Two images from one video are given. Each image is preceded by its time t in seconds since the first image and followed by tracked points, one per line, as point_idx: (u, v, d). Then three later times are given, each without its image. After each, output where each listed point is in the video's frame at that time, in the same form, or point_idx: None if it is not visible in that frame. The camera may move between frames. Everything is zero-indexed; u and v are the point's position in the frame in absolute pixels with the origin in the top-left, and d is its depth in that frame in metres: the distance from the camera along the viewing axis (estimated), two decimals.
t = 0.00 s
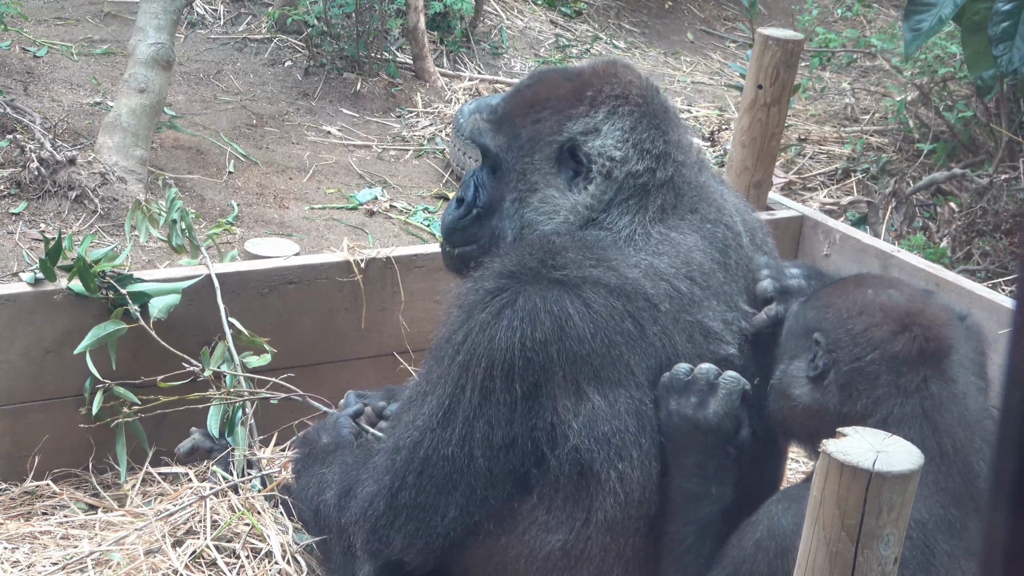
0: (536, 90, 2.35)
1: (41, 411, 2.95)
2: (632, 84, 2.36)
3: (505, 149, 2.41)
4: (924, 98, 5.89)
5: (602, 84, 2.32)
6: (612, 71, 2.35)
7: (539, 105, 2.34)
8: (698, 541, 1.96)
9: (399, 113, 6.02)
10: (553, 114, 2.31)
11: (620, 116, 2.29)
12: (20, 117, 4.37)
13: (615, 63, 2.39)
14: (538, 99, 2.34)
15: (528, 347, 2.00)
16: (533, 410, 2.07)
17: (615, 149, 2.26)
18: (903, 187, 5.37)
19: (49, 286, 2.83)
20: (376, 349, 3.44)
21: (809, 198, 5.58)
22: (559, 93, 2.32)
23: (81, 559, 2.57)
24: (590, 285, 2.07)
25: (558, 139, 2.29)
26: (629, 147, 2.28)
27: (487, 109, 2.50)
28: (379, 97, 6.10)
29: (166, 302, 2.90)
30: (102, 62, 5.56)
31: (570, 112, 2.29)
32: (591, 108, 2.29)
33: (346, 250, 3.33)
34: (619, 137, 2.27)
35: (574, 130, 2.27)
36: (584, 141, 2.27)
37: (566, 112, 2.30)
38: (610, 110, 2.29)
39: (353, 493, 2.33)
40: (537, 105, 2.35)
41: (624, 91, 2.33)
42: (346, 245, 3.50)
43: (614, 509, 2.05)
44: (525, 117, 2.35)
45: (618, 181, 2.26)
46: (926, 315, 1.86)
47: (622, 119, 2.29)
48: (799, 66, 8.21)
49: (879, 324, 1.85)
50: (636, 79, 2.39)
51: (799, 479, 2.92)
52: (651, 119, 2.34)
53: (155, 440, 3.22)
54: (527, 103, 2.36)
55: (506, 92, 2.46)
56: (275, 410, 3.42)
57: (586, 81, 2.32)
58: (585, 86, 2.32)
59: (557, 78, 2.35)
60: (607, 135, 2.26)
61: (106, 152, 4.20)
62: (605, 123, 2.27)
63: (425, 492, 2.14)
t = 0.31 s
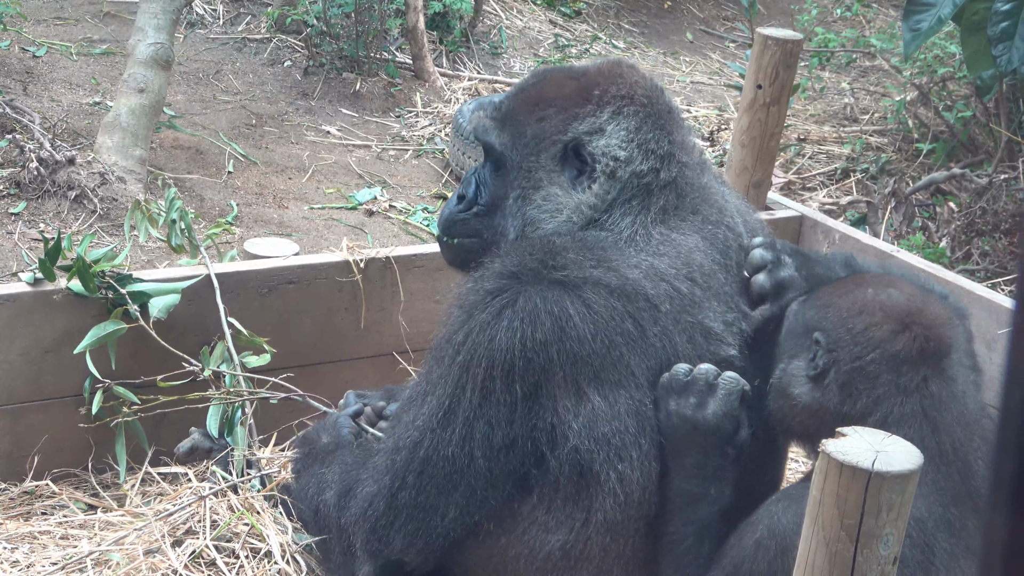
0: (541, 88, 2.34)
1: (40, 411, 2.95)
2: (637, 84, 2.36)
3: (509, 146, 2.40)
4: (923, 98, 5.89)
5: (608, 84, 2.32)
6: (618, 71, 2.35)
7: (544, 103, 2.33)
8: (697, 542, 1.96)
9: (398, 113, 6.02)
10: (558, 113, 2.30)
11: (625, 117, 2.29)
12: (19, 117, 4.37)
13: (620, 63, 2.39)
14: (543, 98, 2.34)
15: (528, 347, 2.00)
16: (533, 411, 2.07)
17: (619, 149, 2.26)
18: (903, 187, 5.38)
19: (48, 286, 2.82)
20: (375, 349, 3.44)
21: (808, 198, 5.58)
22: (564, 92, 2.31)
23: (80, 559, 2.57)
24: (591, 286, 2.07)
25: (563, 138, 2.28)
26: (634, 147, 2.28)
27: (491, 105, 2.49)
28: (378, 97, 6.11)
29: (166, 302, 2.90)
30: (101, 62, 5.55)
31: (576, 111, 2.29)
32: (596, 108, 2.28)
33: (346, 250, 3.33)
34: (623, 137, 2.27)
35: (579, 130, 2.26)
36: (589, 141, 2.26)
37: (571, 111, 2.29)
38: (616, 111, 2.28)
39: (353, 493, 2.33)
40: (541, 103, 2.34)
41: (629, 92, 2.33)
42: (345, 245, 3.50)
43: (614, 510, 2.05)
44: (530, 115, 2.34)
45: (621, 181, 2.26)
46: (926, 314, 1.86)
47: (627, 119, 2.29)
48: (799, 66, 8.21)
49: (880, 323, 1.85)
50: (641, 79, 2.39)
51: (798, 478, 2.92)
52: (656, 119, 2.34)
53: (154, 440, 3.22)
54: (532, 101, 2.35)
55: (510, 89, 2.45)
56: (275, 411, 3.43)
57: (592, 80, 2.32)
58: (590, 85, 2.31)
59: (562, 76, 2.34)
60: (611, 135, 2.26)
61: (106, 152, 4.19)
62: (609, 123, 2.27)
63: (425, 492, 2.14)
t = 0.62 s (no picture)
0: (542, 88, 2.34)
1: (40, 411, 2.95)
2: (638, 84, 2.36)
3: (510, 145, 2.39)
4: (922, 98, 5.90)
5: (609, 85, 2.31)
6: (620, 71, 2.35)
7: (545, 103, 2.32)
8: (696, 543, 1.95)
9: (398, 113, 6.02)
10: (559, 113, 2.30)
11: (626, 117, 2.28)
12: (18, 117, 4.37)
13: (621, 63, 2.39)
14: (544, 97, 2.33)
15: (527, 347, 2.00)
16: (532, 410, 2.07)
17: (620, 149, 2.26)
18: (902, 187, 5.38)
19: (47, 286, 2.82)
20: (374, 349, 3.44)
21: (807, 198, 5.58)
22: (565, 91, 2.31)
23: (79, 559, 2.57)
24: (589, 286, 2.07)
25: (564, 137, 2.28)
26: (635, 147, 2.28)
27: (492, 104, 2.49)
28: (377, 97, 6.11)
29: (164, 302, 2.90)
30: (100, 62, 5.56)
31: (577, 110, 2.29)
32: (597, 108, 2.28)
33: (345, 250, 3.33)
34: (624, 137, 2.27)
35: (580, 130, 2.26)
36: (589, 141, 2.26)
37: (572, 111, 2.29)
38: (617, 110, 2.28)
39: (352, 493, 2.33)
40: (543, 102, 2.33)
41: (630, 91, 2.33)
42: (345, 245, 3.50)
43: (612, 510, 2.05)
44: (531, 114, 2.34)
45: (621, 181, 2.26)
46: (930, 312, 1.88)
47: (628, 119, 2.29)
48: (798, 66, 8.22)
49: (888, 325, 1.85)
50: (642, 79, 2.39)
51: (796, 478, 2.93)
52: (657, 119, 2.34)
53: (153, 441, 3.21)
54: (533, 100, 2.35)
55: (512, 88, 2.45)
56: (274, 411, 3.43)
57: (593, 80, 2.32)
58: (592, 85, 2.31)
59: (564, 76, 2.34)
60: (612, 135, 2.26)
61: (105, 152, 4.19)
62: (610, 123, 2.27)
63: (424, 492, 2.14)
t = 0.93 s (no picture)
0: (540, 87, 2.34)
1: (39, 412, 2.95)
2: (636, 84, 2.36)
3: (508, 143, 2.39)
4: (921, 99, 5.90)
5: (607, 85, 2.31)
6: (617, 72, 2.35)
7: (543, 102, 2.32)
8: (696, 542, 1.95)
9: (397, 113, 6.02)
10: (557, 113, 2.29)
11: (623, 117, 2.28)
12: (17, 117, 4.37)
13: (619, 63, 2.39)
14: (541, 96, 2.33)
15: (523, 347, 2.00)
16: (529, 410, 2.07)
17: (617, 148, 2.26)
18: (901, 187, 5.38)
19: (46, 287, 2.82)
20: (374, 349, 3.44)
21: (806, 198, 5.58)
22: (562, 91, 2.31)
23: (78, 560, 2.57)
24: (585, 285, 2.08)
25: (561, 136, 2.28)
26: (632, 147, 2.28)
27: (489, 103, 2.49)
28: (377, 97, 6.11)
29: (163, 303, 2.90)
30: (99, 62, 5.56)
31: (574, 110, 2.28)
32: (595, 108, 2.28)
33: (343, 251, 3.33)
34: (621, 137, 2.27)
35: (577, 129, 2.26)
36: (586, 141, 2.26)
37: (570, 111, 2.28)
38: (614, 110, 2.28)
39: (349, 495, 2.33)
40: (540, 102, 2.33)
41: (627, 92, 2.33)
42: (344, 245, 3.50)
43: (609, 508, 2.05)
44: (528, 113, 2.34)
45: (618, 181, 2.26)
46: (941, 322, 1.89)
47: (626, 119, 2.28)
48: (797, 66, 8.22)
49: (912, 345, 1.85)
50: (640, 80, 2.39)
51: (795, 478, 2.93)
52: (654, 119, 2.34)
53: (152, 441, 3.22)
54: (530, 99, 2.35)
55: (509, 87, 2.44)
56: (272, 411, 3.42)
57: (591, 80, 2.31)
58: (589, 85, 2.31)
59: (561, 75, 2.34)
60: (609, 135, 2.26)
61: (104, 152, 4.19)
62: (607, 123, 2.27)
63: (422, 493, 2.14)
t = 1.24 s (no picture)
0: (533, 86, 2.35)
1: (38, 412, 2.95)
2: (629, 84, 2.36)
3: (502, 142, 2.39)
4: (920, 99, 5.92)
5: (601, 84, 2.32)
6: (611, 71, 2.35)
7: (537, 102, 2.32)
8: (694, 542, 1.93)
9: (396, 114, 6.02)
10: (551, 111, 2.30)
11: (617, 116, 2.29)
12: (16, 117, 4.37)
13: (613, 63, 2.40)
14: (535, 95, 2.33)
15: (518, 346, 2.01)
16: (524, 409, 2.06)
17: (611, 147, 2.26)
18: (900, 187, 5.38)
19: (45, 287, 2.82)
20: (372, 349, 3.44)
21: (806, 198, 5.58)
22: (557, 90, 2.31)
23: (78, 560, 2.57)
24: (580, 283, 2.08)
25: (555, 135, 2.28)
26: (625, 146, 2.28)
27: (484, 103, 2.49)
28: (376, 97, 6.11)
29: (161, 304, 2.88)
30: (98, 62, 5.56)
31: (568, 109, 2.29)
32: (589, 107, 2.28)
33: (342, 251, 3.33)
34: (615, 136, 2.27)
35: (570, 129, 2.26)
36: (580, 140, 2.26)
37: (564, 110, 2.29)
38: (608, 109, 2.28)
39: (347, 495, 2.33)
40: (534, 101, 2.33)
41: (621, 91, 2.33)
42: (343, 245, 3.50)
43: (606, 506, 2.06)
44: (522, 111, 2.34)
45: (611, 180, 2.26)
46: (929, 324, 1.91)
47: (619, 118, 2.29)
48: (796, 66, 8.22)
49: (899, 348, 1.87)
50: (634, 79, 2.39)
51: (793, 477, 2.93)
52: (648, 118, 2.34)
53: (151, 442, 3.22)
54: (524, 98, 2.35)
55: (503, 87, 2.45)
56: (270, 412, 3.42)
57: (585, 80, 2.32)
58: (584, 85, 2.31)
59: (555, 75, 2.34)
60: (603, 134, 2.26)
61: (103, 152, 4.19)
62: (601, 122, 2.27)
63: (419, 492, 2.13)
